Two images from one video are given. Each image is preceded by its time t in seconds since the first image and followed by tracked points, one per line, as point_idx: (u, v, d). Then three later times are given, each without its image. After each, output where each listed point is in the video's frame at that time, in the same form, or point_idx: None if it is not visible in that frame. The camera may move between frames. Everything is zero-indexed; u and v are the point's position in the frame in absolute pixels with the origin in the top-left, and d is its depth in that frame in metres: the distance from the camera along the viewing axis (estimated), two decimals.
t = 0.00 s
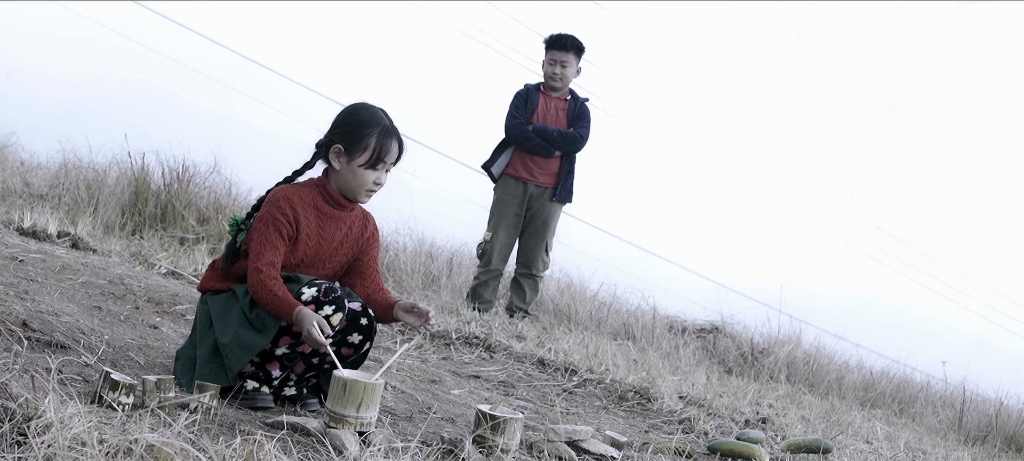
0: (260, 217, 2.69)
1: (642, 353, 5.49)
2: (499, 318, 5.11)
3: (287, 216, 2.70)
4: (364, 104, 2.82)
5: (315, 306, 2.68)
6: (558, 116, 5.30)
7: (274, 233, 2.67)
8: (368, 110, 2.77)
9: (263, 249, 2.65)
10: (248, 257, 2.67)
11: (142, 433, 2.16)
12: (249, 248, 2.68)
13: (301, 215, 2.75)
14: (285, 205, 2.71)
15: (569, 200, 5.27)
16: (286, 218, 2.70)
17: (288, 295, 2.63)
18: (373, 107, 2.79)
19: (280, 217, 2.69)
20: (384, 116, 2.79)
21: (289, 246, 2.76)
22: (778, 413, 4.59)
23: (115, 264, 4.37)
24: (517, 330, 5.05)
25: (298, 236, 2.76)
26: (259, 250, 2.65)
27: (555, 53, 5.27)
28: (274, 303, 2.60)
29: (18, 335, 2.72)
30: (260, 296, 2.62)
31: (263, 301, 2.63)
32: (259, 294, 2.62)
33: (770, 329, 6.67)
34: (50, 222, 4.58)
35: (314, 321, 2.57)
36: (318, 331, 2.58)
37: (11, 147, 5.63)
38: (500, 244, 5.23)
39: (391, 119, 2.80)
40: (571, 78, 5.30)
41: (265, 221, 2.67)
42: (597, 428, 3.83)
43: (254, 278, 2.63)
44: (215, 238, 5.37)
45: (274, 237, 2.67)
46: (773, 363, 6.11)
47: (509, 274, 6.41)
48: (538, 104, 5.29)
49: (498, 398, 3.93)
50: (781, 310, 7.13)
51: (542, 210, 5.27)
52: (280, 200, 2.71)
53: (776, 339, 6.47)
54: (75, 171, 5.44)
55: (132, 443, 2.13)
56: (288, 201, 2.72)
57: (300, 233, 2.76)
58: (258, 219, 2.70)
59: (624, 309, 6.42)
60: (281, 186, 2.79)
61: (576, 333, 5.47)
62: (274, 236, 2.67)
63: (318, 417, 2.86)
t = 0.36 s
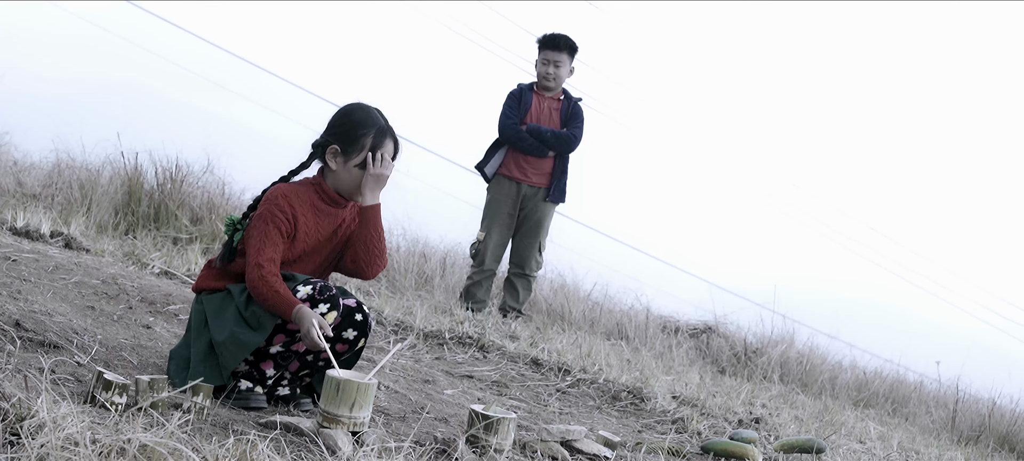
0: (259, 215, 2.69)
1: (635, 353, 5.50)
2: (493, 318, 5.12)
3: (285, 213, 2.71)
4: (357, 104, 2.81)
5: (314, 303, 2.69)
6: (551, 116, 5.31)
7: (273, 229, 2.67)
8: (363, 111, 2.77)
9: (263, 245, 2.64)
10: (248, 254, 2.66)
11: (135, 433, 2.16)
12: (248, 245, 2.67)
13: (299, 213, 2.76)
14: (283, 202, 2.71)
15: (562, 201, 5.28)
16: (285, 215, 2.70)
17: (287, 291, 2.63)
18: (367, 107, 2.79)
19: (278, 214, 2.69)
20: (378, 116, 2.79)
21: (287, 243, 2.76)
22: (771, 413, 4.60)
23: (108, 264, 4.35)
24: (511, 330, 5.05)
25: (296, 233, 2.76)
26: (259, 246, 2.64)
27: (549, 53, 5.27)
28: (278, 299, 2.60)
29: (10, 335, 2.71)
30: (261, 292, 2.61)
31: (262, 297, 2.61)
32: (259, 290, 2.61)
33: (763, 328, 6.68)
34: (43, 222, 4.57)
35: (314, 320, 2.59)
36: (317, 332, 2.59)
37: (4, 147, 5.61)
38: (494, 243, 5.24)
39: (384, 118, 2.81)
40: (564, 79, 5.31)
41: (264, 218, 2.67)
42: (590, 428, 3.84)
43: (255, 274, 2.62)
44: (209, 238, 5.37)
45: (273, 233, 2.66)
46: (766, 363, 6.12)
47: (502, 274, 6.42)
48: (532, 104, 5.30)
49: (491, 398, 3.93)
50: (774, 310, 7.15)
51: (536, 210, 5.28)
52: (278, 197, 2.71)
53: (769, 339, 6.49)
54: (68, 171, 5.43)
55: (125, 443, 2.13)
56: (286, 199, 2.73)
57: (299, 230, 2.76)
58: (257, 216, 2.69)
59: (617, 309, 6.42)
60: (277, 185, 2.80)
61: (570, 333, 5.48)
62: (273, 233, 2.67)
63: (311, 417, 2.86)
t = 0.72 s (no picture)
0: (256, 214, 2.69)
1: (631, 353, 5.50)
2: (488, 318, 5.12)
3: (282, 213, 2.71)
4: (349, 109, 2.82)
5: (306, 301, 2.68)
6: (546, 116, 5.31)
7: (269, 229, 2.67)
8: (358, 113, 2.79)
9: (258, 244, 2.64)
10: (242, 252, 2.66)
11: (130, 433, 2.16)
12: (244, 243, 2.67)
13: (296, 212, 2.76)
14: (281, 202, 2.72)
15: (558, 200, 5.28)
16: (282, 215, 2.70)
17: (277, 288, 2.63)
18: (362, 110, 2.81)
19: (275, 213, 2.69)
20: (373, 115, 2.81)
21: (283, 243, 2.76)
22: (766, 413, 4.61)
23: (103, 263, 4.35)
24: (506, 330, 5.05)
25: (292, 232, 2.76)
26: (254, 244, 2.64)
27: (544, 53, 5.27)
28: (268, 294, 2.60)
29: (5, 335, 2.71)
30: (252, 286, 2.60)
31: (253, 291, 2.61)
32: (251, 287, 2.61)
33: (758, 329, 6.69)
34: (38, 222, 4.56)
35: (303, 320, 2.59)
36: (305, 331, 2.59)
37: None
38: (489, 244, 5.24)
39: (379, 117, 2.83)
40: (559, 78, 5.31)
41: (260, 217, 2.67)
42: (586, 427, 3.84)
43: (247, 271, 2.62)
44: (204, 238, 5.36)
45: (270, 232, 2.66)
46: (761, 363, 6.13)
47: (498, 274, 6.42)
48: (526, 104, 5.30)
49: (486, 398, 3.93)
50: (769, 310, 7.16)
51: (531, 211, 5.28)
52: (276, 197, 2.72)
53: (764, 339, 6.49)
54: (64, 171, 5.42)
55: (120, 443, 2.13)
56: (284, 199, 2.73)
57: (294, 230, 2.76)
58: (255, 215, 2.69)
59: (613, 309, 6.43)
60: (276, 186, 2.80)
61: (565, 333, 5.48)
62: (269, 232, 2.66)
63: (307, 417, 2.85)
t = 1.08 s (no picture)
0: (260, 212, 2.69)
1: (626, 353, 5.51)
2: (483, 317, 5.12)
3: (287, 212, 2.71)
4: (345, 108, 2.79)
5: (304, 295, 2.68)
6: (542, 115, 5.32)
7: (270, 228, 2.66)
8: (358, 114, 2.78)
9: (255, 237, 2.63)
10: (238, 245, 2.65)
11: (126, 433, 2.16)
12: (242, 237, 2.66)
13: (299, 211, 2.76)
14: (287, 203, 2.72)
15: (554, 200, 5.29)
16: (285, 216, 2.71)
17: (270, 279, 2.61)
18: (360, 111, 2.80)
19: (281, 214, 2.70)
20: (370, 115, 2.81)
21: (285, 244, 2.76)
22: (762, 412, 4.62)
23: (98, 263, 4.34)
24: (501, 329, 5.06)
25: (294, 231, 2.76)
26: (251, 238, 2.63)
27: (538, 53, 5.28)
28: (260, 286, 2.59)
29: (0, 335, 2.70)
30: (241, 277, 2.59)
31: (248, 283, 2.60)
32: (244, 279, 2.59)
33: (754, 328, 6.71)
34: (33, 221, 4.55)
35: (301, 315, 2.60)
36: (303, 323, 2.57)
37: None
38: (485, 243, 5.25)
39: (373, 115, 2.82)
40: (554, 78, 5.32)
41: (263, 215, 2.67)
42: (581, 427, 3.85)
43: (238, 263, 2.59)
44: (199, 238, 5.36)
45: (270, 230, 2.66)
46: (756, 363, 6.14)
47: (493, 273, 6.42)
48: (522, 103, 5.30)
49: (482, 398, 3.93)
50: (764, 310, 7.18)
51: (527, 209, 5.28)
52: (284, 199, 2.72)
53: (760, 338, 6.51)
54: (59, 170, 5.41)
55: (115, 442, 2.13)
56: (291, 201, 2.74)
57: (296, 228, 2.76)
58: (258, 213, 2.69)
59: (608, 309, 6.44)
60: (282, 186, 2.80)
61: (561, 333, 5.48)
62: (268, 229, 2.66)
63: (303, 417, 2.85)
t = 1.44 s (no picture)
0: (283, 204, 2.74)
1: (618, 352, 5.52)
2: (475, 316, 5.13)
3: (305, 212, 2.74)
4: (339, 108, 2.77)
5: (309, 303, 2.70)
6: (534, 116, 5.33)
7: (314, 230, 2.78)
8: (350, 115, 2.76)
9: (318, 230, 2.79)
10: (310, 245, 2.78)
11: (117, 432, 2.16)
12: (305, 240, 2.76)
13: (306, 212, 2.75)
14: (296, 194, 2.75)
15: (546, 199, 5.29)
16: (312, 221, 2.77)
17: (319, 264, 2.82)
18: (351, 111, 2.78)
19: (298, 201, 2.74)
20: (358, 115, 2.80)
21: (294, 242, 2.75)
22: (753, 412, 4.63)
23: (90, 262, 4.33)
24: (493, 328, 5.07)
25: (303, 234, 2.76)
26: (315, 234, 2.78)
27: (531, 52, 5.28)
28: (318, 265, 2.80)
29: None
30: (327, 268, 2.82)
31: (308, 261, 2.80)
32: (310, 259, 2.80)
33: (745, 328, 6.73)
34: (24, 220, 4.54)
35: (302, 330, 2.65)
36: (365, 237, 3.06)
37: None
38: (477, 243, 5.25)
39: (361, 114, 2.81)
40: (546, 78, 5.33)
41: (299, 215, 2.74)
42: (572, 427, 3.85)
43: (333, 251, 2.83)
44: (191, 237, 5.35)
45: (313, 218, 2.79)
46: (748, 362, 6.17)
47: (485, 273, 6.43)
48: (515, 103, 5.31)
49: (474, 397, 3.94)
50: (755, 309, 7.20)
51: (520, 210, 5.29)
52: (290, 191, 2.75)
53: (751, 338, 6.53)
54: (50, 169, 5.39)
55: (106, 442, 2.13)
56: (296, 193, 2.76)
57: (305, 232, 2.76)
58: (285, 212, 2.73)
59: (600, 309, 6.45)
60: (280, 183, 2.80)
61: (552, 332, 5.49)
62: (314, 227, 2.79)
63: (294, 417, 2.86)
